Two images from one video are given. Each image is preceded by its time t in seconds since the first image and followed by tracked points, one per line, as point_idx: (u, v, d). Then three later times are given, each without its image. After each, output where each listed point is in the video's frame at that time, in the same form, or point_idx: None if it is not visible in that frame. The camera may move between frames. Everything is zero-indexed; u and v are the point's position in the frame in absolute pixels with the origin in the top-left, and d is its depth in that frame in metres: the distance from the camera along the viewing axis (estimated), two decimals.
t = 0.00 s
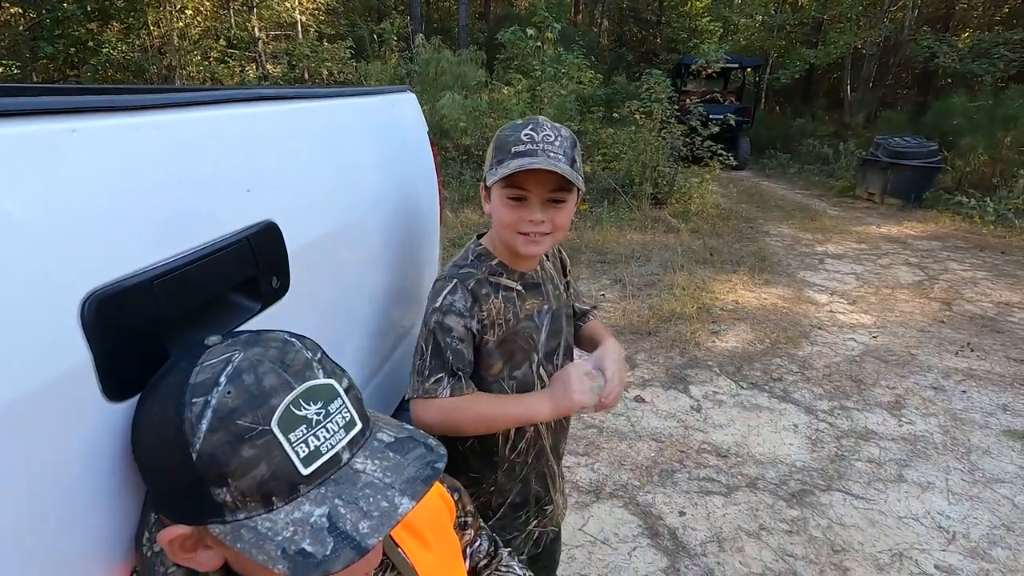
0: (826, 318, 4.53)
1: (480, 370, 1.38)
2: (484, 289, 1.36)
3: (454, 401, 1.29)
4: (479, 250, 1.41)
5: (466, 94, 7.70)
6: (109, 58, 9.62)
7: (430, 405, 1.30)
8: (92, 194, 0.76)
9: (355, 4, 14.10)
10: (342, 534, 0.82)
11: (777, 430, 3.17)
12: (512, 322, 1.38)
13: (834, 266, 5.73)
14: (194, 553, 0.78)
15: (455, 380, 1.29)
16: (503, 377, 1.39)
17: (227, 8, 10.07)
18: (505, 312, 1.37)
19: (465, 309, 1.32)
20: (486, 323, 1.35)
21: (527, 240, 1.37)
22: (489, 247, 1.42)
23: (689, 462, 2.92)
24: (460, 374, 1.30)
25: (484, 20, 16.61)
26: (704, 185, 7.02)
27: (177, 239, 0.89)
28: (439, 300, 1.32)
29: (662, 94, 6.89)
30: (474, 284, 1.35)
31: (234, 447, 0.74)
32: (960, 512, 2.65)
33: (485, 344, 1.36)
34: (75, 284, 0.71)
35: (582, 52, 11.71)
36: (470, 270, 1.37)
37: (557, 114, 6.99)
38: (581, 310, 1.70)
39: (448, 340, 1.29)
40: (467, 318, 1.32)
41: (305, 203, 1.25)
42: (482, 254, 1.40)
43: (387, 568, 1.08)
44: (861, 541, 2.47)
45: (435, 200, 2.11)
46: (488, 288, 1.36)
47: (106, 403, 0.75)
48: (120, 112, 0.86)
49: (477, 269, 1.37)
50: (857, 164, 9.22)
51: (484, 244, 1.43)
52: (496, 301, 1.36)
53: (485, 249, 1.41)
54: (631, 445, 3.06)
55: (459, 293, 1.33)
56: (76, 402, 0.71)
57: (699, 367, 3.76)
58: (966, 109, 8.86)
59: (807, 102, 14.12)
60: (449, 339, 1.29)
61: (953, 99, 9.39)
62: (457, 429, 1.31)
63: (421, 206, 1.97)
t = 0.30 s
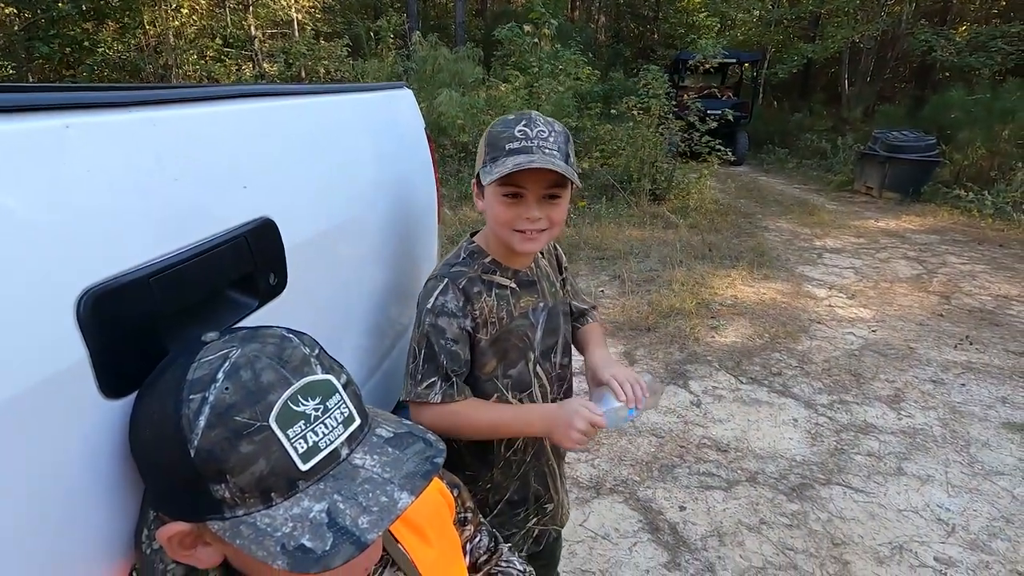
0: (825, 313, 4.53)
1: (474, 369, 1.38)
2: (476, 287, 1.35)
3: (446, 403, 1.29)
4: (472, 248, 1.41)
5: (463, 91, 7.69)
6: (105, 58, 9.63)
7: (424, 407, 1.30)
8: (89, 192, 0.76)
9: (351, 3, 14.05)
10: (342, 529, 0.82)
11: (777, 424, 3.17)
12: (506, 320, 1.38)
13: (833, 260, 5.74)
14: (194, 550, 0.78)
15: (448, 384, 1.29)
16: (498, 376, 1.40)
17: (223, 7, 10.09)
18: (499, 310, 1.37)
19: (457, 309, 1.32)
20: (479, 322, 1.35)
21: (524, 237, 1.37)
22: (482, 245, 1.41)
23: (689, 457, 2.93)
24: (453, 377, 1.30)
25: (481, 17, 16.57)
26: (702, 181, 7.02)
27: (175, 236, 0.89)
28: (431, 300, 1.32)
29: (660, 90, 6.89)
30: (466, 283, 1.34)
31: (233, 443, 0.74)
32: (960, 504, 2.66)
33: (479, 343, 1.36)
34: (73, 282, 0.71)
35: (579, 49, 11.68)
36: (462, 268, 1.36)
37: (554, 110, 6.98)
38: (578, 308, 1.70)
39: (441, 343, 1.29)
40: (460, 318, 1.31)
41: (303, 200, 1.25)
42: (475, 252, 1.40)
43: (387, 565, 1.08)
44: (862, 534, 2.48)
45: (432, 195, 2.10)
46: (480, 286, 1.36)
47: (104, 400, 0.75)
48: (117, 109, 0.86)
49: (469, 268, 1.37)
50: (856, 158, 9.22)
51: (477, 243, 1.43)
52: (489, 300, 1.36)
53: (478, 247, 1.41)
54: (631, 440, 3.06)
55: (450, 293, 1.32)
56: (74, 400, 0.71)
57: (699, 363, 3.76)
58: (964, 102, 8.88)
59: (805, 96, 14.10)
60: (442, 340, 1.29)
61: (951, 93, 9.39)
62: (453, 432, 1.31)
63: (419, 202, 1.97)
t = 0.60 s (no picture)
0: (824, 313, 4.54)
1: (468, 371, 1.38)
2: (471, 289, 1.36)
3: (443, 403, 1.29)
4: (467, 250, 1.41)
5: (462, 92, 7.70)
6: (104, 59, 9.57)
7: (420, 406, 1.31)
8: (89, 193, 0.76)
9: (350, 4, 14.06)
10: (343, 532, 0.82)
11: (776, 425, 3.18)
12: (500, 322, 1.38)
13: (831, 261, 5.75)
14: (195, 552, 0.78)
15: (446, 382, 1.29)
16: (492, 378, 1.39)
17: (222, 8, 10.15)
18: (493, 312, 1.38)
19: (452, 310, 1.32)
20: (474, 324, 1.36)
21: (520, 235, 1.38)
22: (476, 248, 1.42)
23: (688, 458, 2.93)
24: (451, 376, 1.30)
25: (480, 19, 16.59)
26: (701, 182, 7.03)
27: (175, 237, 0.89)
28: (426, 302, 1.32)
29: (658, 91, 6.89)
30: (461, 285, 1.35)
31: (233, 446, 0.75)
32: (959, 505, 2.66)
33: (473, 345, 1.36)
34: (73, 283, 0.71)
35: (578, 51, 11.69)
36: (456, 271, 1.37)
37: (553, 112, 6.99)
38: (579, 310, 1.70)
39: (436, 343, 1.29)
40: (454, 319, 1.32)
41: (302, 202, 1.25)
42: (469, 255, 1.41)
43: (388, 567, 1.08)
44: (861, 535, 2.48)
45: (432, 197, 2.11)
46: (475, 288, 1.36)
47: (105, 402, 0.75)
48: (117, 109, 0.86)
49: (463, 270, 1.37)
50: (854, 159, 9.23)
51: (472, 245, 1.43)
52: (484, 302, 1.37)
53: (473, 250, 1.41)
54: (631, 441, 3.06)
55: (444, 294, 1.33)
56: (73, 402, 0.71)
57: (698, 364, 3.76)
58: (962, 103, 8.89)
59: (804, 97, 14.13)
60: (437, 340, 1.29)
61: (949, 94, 9.41)
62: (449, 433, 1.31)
63: (419, 204, 1.97)
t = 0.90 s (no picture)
0: (822, 314, 4.54)
1: (465, 373, 1.38)
2: (468, 290, 1.36)
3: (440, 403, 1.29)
4: (463, 252, 1.41)
5: (461, 93, 7.70)
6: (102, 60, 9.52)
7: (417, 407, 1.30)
8: (88, 195, 0.76)
9: (349, 5, 14.04)
10: (342, 534, 0.82)
11: (775, 426, 3.18)
12: (498, 323, 1.39)
13: (830, 262, 5.75)
14: (193, 555, 0.78)
15: (446, 380, 1.29)
16: (490, 379, 1.40)
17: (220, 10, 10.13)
18: (491, 313, 1.38)
19: (450, 311, 1.32)
20: (471, 325, 1.36)
21: (517, 230, 1.38)
22: (473, 250, 1.42)
23: (687, 458, 2.93)
24: (451, 374, 1.30)
25: (479, 20, 16.60)
26: (700, 183, 7.04)
27: (174, 238, 0.89)
28: (424, 303, 1.33)
29: (657, 92, 6.88)
30: (458, 286, 1.35)
31: (232, 449, 0.75)
32: (956, 506, 2.67)
33: (470, 346, 1.37)
34: (72, 285, 0.71)
35: (577, 52, 11.68)
36: (453, 273, 1.37)
37: (552, 113, 7.00)
38: (577, 312, 1.70)
39: (435, 342, 1.29)
40: (452, 319, 1.32)
41: (301, 203, 1.25)
42: (466, 257, 1.41)
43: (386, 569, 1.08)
44: (859, 536, 2.49)
45: (431, 199, 2.11)
46: (472, 289, 1.37)
47: (103, 404, 0.75)
48: (115, 111, 0.86)
49: (460, 271, 1.37)
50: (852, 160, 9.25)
51: (468, 248, 1.44)
52: (482, 302, 1.37)
53: (469, 251, 1.42)
54: (629, 442, 3.06)
55: (442, 294, 1.33)
56: (73, 404, 0.71)
57: (697, 365, 3.77)
58: (960, 104, 8.89)
59: (802, 98, 14.16)
60: (436, 340, 1.30)
61: (946, 95, 9.43)
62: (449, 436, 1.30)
63: (417, 206, 1.97)
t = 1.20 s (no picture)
0: (821, 316, 4.55)
1: (465, 377, 1.38)
2: (466, 295, 1.36)
3: (435, 413, 1.29)
4: (462, 256, 1.41)
5: (460, 95, 7.70)
6: (101, 63, 9.54)
7: (413, 417, 1.30)
8: (89, 198, 0.76)
9: (348, 8, 14.08)
10: (341, 541, 0.82)
11: (774, 428, 3.18)
12: (497, 327, 1.39)
13: (828, 263, 5.76)
14: (192, 561, 0.78)
15: (434, 396, 1.29)
16: (490, 383, 1.40)
17: (219, 12, 10.18)
18: (489, 318, 1.38)
19: (446, 318, 1.32)
20: (470, 330, 1.36)
21: (517, 231, 1.38)
22: (472, 253, 1.42)
23: (686, 461, 2.93)
24: (440, 389, 1.29)
25: (478, 23, 16.63)
26: (699, 185, 7.05)
27: (174, 242, 0.89)
28: (421, 309, 1.32)
29: (655, 94, 6.88)
30: (455, 291, 1.35)
31: (231, 454, 0.75)
32: (956, 507, 2.67)
33: (469, 351, 1.37)
34: (72, 288, 0.72)
35: (575, 54, 11.70)
36: (451, 276, 1.37)
37: (550, 115, 7.01)
38: (574, 311, 1.70)
39: (429, 353, 1.29)
40: (449, 326, 1.32)
41: (301, 207, 1.25)
42: (465, 260, 1.41)
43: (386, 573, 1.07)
44: (858, 538, 2.49)
45: (430, 202, 2.11)
46: (470, 293, 1.36)
47: (103, 409, 0.75)
48: (115, 114, 0.86)
49: (458, 275, 1.37)
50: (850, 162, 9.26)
51: (466, 251, 1.44)
52: (480, 307, 1.37)
53: (468, 255, 1.42)
54: (629, 445, 3.06)
55: (439, 301, 1.33)
56: (73, 408, 0.71)
57: (696, 366, 3.77)
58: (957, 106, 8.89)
59: (800, 101, 14.19)
60: (432, 349, 1.29)
61: (944, 97, 9.44)
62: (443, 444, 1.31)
63: (416, 209, 1.97)
